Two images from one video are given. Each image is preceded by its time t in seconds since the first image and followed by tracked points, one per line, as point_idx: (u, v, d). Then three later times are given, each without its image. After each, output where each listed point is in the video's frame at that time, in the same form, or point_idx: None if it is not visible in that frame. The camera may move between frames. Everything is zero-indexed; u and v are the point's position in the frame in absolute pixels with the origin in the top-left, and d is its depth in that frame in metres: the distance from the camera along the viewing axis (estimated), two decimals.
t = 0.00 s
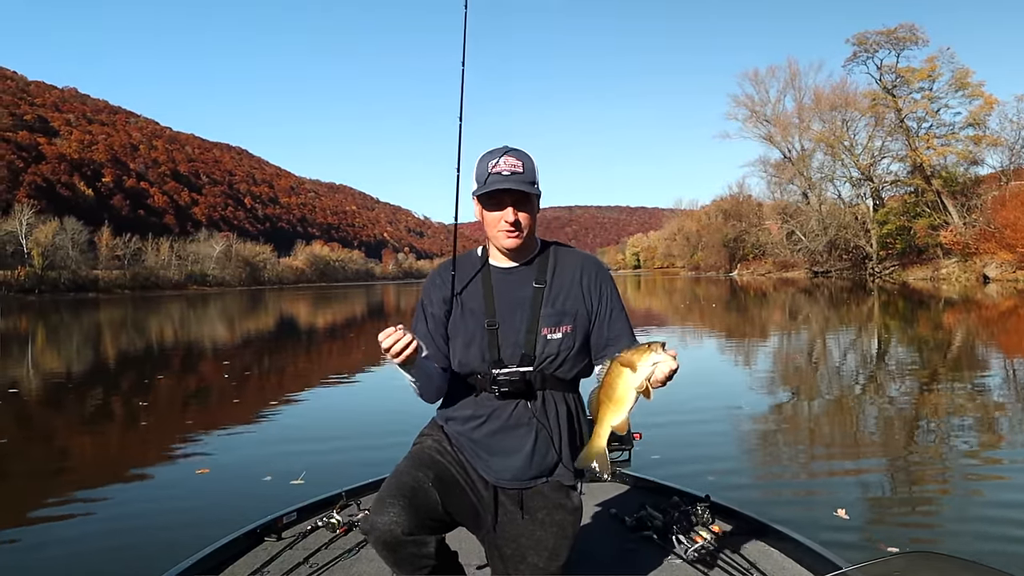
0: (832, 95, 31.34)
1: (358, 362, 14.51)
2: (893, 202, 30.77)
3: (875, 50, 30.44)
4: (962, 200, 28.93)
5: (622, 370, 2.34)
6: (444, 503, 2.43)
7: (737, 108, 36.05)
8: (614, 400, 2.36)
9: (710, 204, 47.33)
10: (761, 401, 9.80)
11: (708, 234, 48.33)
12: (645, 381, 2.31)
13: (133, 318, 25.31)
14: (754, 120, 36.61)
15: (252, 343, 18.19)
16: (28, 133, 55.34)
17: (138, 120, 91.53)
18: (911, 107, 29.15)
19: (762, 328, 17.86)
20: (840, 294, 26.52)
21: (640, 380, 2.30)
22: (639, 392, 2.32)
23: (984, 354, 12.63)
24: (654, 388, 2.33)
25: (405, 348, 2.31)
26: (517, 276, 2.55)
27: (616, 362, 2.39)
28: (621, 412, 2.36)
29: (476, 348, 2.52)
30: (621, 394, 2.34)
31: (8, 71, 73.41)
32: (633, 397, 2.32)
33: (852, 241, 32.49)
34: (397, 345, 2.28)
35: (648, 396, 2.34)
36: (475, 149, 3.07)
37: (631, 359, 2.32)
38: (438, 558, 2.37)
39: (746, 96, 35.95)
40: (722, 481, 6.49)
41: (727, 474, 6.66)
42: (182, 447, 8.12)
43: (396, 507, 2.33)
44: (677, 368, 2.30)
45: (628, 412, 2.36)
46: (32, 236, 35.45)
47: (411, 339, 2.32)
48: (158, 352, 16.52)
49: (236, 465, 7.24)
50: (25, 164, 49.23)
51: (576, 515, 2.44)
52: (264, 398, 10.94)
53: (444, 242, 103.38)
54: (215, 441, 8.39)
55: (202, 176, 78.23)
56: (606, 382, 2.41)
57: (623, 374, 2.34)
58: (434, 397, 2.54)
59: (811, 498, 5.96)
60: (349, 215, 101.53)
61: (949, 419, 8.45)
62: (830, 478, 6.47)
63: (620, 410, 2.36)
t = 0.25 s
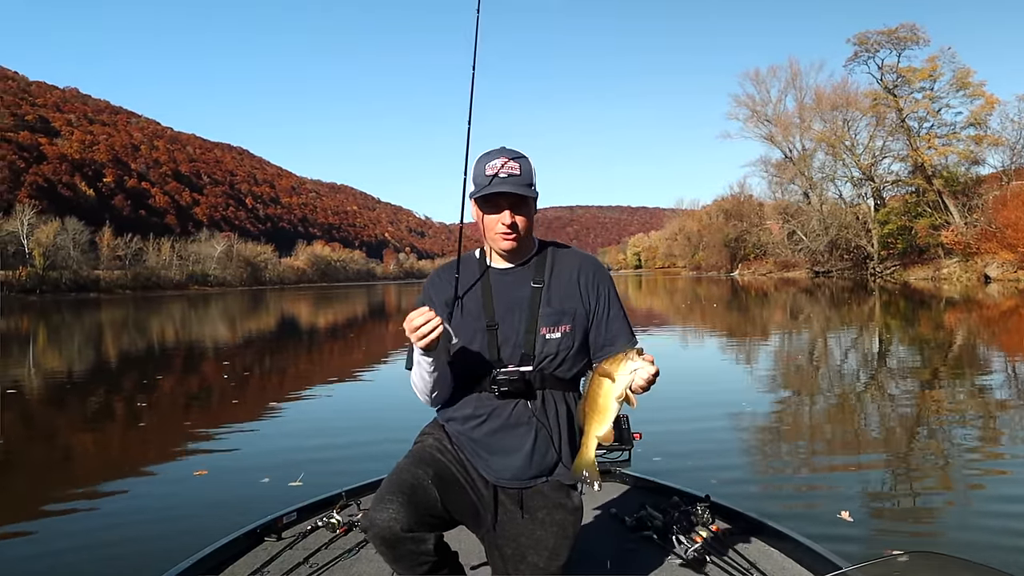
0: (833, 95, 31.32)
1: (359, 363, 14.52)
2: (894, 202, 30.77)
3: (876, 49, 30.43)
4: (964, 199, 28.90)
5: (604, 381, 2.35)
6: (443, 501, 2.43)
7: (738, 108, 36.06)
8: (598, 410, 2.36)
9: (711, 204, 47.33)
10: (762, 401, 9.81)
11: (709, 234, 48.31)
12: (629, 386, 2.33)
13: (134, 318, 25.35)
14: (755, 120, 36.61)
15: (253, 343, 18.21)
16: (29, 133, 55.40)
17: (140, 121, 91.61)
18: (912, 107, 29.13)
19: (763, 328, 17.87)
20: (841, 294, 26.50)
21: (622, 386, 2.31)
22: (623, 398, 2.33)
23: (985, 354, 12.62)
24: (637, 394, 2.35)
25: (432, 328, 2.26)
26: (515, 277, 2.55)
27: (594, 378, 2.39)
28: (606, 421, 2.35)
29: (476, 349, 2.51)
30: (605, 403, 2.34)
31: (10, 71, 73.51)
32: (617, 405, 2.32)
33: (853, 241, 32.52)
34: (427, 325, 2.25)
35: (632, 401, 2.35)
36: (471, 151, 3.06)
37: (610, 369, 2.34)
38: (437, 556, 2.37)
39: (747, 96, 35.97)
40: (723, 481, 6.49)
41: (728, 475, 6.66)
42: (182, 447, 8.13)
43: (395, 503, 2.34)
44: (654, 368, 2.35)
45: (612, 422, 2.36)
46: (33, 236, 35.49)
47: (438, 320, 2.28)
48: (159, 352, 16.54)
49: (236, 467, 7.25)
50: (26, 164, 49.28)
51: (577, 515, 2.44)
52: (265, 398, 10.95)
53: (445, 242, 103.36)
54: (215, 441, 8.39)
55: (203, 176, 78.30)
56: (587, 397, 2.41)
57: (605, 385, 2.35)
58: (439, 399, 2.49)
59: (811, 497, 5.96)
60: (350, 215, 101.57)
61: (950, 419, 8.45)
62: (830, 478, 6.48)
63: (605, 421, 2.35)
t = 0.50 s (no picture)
0: (835, 95, 31.31)
1: (360, 363, 14.51)
2: (896, 202, 30.75)
3: (877, 49, 30.41)
4: (965, 199, 28.84)
5: (597, 385, 2.34)
6: (438, 500, 2.44)
7: (740, 108, 36.05)
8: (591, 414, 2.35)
9: (712, 204, 47.33)
10: (763, 400, 9.80)
11: (711, 234, 48.27)
12: (621, 388, 2.31)
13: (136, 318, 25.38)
14: (756, 120, 36.61)
15: (254, 343, 18.22)
16: (31, 133, 55.46)
17: (141, 121, 91.69)
18: (913, 107, 29.07)
19: (764, 328, 17.85)
20: (843, 294, 26.43)
21: (614, 388, 2.31)
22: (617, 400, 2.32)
23: (987, 354, 12.59)
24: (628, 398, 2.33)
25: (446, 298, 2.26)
26: (514, 277, 2.55)
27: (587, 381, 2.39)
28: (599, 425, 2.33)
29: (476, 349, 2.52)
30: (598, 407, 2.33)
31: (12, 71, 73.63)
32: (611, 408, 2.31)
33: (855, 241, 32.52)
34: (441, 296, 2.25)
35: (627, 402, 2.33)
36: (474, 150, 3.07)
37: (603, 374, 2.33)
38: (430, 553, 2.38)
39: (749, 96, 35.98)
40: (723, 480, 6.47)
41: (729, 474, 6.64)
42: (183, 447, 8.13)
43: (387, 501, 2.35)
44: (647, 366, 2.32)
45: (605, 426, 2.34)
46: (34, 236, 35.53)
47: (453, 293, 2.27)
48: (160, 352, 16.55)
49: (236, 466, 7.24)
50: (28, 164, 49.33)
51: (575, 515, 2.44)
52: (266, 398, 10.94)
53: (447, 242, 103.33)
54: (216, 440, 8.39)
55: (205, 176, 78.37)
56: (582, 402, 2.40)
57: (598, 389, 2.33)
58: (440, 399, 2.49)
59: (812, 497, 5.95)
60: (351, 215, 101.61)
61: (952, 419, 8.43)
62: (832, 477, 6.46)
63: (599, 424, 2.34)
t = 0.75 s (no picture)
0: (836, 95, 31.29)
1: (362, 363, 14.50)
2: (897, 202, 30.72)
3: (878, 49, 30.38)
4: (966, 199, 28.78)
5: (589, 382, 2.30)
6: (439, 501, 2.44)
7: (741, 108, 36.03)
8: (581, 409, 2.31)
9: (714, 204, 47.34)
10: (764, 401, 9.79)
11: (712, 234, 48.27)
12: (611, 387, 2.28)
13: (137, 318, 25.39)
14: (757, 120, 36.60)
15: (255, 343, 18.23)
16: (32, 134, 55.52)
17: (143, 121, 91.79)
18: (914, 106, 29.00)
19: (765, 328, 17.84)
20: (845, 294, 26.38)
21: (606, 385, 2.26)
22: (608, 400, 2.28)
23: (989, 354, 12.56)
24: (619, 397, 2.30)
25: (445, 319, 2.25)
26: (517, 276, 2.54)
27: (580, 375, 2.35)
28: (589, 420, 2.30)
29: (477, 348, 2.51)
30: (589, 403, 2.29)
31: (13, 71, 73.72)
32: (600, 404, 2.27)
33: (856, 241, 32.51)
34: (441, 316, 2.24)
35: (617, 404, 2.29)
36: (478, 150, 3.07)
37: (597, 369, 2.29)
38: (432, 554, 2.40)
39: (750, 96, 35.99)
40: (724, 480, 6.47)
41: (730, 474, 6.63)
42: (184, 447, 8.14)
43: (389, 501, 2.37)
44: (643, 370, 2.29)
45: (595, 423, 2.30)
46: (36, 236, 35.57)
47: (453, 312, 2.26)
48: (162, 352, 16.55)
49: (237, 467, 7.25)
50: (29, 165, 49.39)
51: (575, 515, 2.44)
52: (266, 398, 10.94)
53: (448, 242, 103.32)
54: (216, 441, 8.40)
55: (206, 176, 78.44)
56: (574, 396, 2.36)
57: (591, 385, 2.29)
58: (439, 400, 2.49)
59: (813, 496, 5.95)
60: (352, 215, 101.65)
61: (953, 420, 8.41)
62: (833, 477, 6.45)
63: (588, 421, 2.30)
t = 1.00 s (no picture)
0: (838, 94, 31.27)
1: (363, 363, 14.50)
2: (898, 201, 30.70)
3: (880, 48, 30.35)
4: (968, 199, 28.73)
5: (579, 373, 2.32)
6: (439, 501, 2.45)
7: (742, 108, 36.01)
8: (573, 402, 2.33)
9: (715, 204, 47.34)
10: (766, 401, 9.78)
11: (713, 234, 48.26)
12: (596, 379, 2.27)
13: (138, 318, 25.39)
14: (759, 120, 36.58)
15: (257, 343, 18.22)
16: (34, 134, 55.58)
17: (144, 121, 91.87)
18: (915, 106, 28.96)
19: (767, 328, 17.82)
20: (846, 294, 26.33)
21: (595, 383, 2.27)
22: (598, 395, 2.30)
23: (991, 355, 12.53)
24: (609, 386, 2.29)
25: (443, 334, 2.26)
26: (518, 278, 2.54)
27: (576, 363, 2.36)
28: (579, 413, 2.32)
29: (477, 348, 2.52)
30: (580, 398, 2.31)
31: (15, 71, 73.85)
32: (589, 397, 2.29)
33: (857, 240, 32.49)
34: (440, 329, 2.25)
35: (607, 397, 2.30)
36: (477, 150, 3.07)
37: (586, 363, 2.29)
38: (432, 553, 2.40)
39: (751, 96, 35.97)
40: (725, 481, 6.46)
41: (730, 475, 6.63)
42: (185, 446, 8.14)
43: (389, 502, 2.38)
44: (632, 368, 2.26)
45: (585, 415, 2.32)
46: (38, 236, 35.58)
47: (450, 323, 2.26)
48: (164, 352, 16.57)
49: (239, 466, 7.25)
50: (31, 164, 49.43)
51: (575, 515, 2.43)
52: (268, 398, 10.94)
53: (449, 242, 103.35)
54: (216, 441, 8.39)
55: (207, 177, 78.52)
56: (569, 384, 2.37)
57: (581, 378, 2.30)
58: (438, 401, 2.49)
59: (816, 498, 5.93)
60: (354, 215, 101.70)
61: (955, 420, 8.40)
62: (835, 477, 6.45)
63: (578, 413, 2.32)
